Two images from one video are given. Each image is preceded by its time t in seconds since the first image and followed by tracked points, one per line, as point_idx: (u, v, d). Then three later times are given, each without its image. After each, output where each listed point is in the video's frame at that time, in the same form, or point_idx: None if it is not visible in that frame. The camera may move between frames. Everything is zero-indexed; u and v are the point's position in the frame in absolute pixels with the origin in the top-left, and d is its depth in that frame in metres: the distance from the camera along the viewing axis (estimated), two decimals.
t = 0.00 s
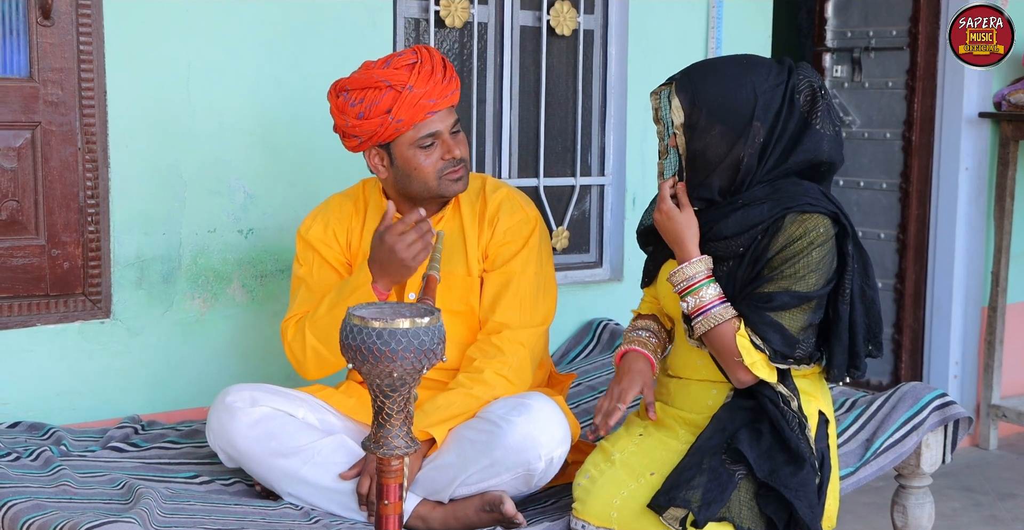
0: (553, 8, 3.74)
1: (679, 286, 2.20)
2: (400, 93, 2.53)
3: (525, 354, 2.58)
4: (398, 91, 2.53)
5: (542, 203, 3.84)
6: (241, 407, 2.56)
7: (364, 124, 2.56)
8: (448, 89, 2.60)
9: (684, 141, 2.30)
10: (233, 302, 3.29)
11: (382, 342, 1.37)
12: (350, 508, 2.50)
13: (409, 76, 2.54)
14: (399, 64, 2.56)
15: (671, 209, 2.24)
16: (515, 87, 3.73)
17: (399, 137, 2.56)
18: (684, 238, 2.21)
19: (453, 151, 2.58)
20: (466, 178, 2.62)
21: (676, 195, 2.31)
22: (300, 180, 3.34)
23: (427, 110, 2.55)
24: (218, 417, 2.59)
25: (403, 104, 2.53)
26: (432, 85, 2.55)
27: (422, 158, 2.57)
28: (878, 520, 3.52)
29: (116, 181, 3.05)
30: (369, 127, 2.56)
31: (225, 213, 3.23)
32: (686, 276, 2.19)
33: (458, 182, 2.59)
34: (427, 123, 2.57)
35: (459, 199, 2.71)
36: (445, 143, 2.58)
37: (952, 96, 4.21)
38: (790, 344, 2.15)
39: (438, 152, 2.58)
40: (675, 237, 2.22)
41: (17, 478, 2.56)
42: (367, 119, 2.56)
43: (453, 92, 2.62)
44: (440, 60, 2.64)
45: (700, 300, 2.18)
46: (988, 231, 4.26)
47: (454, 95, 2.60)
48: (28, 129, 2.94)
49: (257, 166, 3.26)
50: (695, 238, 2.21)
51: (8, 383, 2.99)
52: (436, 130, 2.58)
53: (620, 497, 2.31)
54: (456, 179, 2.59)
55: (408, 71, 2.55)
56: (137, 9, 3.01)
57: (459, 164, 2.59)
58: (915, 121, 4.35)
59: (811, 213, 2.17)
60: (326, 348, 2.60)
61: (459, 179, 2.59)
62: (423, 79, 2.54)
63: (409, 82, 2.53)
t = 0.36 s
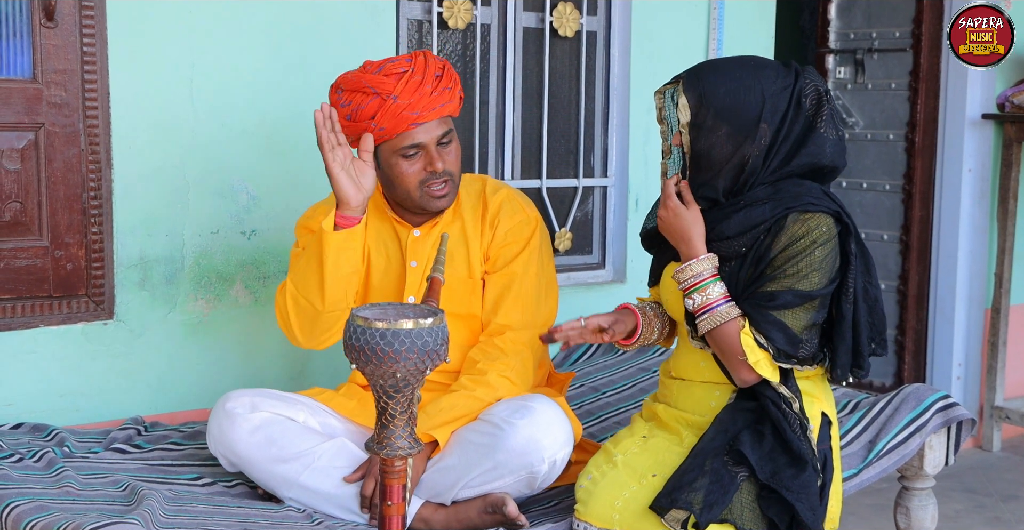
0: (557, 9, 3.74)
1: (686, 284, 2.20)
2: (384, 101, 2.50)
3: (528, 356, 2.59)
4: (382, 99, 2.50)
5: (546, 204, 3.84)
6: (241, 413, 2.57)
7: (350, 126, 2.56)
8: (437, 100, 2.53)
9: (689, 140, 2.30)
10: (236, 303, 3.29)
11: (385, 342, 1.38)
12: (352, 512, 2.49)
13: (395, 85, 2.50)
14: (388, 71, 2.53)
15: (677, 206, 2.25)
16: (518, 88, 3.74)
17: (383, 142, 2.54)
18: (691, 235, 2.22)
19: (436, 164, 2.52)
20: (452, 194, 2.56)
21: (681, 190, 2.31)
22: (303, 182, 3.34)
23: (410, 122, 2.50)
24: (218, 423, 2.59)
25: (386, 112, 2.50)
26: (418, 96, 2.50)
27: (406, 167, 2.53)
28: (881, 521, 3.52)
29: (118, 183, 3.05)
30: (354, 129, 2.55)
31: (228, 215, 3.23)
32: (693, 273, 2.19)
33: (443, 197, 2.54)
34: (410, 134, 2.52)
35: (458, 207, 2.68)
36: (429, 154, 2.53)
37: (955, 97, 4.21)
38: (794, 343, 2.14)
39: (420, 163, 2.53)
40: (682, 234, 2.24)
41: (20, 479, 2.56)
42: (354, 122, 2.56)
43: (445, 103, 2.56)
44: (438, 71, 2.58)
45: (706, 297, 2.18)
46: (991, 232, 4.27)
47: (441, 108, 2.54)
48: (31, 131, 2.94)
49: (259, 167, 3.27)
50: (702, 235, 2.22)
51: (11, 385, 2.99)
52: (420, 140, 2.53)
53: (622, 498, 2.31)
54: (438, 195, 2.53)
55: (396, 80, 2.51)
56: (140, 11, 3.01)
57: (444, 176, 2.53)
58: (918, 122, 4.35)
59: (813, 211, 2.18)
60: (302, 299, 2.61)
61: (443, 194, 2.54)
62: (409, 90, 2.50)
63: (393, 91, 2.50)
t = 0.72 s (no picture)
0: (559, 9, 3.74)
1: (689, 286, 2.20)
2: (382, 104, 2.50)
3: (530, 359, 2.58)
4: (379, 102, 2.51)
5: (548, 205, 3.84)
6: (245, 412, 2.56)
7: (349, 126, 2.58)
8: (436, 107, 2.51)
9: (688, 139, 2.29)
10: (239, 304, 3.29)
11: (389, 343, 1.38)
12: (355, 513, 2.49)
13: (393, 89, 2.50)
14: (389, 74, 2.53)
15: (677, 207, 2.24)
16: (521, 89, 3.74)
17: (379, 145, 2.54)
18: (694, 236, 2.22)
19: (431, 170, 2.51)
20: (449, 196, 2.54)
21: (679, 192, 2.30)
22: (305, 182, 3.34)
23: (406, 127, 2.50)
24: (221, 424, 2.59)
25: (382, 115, 2.50)
26: (416, 102, 2.49)
27: (401, 171, 2.53)
28: (884, 522, 3.52)
29: (121, 184, 3.05)
30: (353, 131, 2.57)
31: (231, 216, 3.24)
32: (696, 273, 2.19)
33: (436, 201, 2.53)
34: (406, 139, 2.51)
35: (460, 208, 2.69)
36: (424, 159, 2.52)
37: (957, 98, 4.21)
38: (795, 342, 2.14)
39: (416, 168, 2.52)
40: (685, 235, 2.23)
41: (23, 480, 2.56)
42: (353, 123, 2.57)
43: (445, 111, 2.53)
44: (439, 78, 2.56)
45: (710, 297, 2.18)
46: (994, 232, 4.26)
47: (439, 115, 2.51)
48: (34, 132, 2.94)
49: (262, 168, 3.27)
50: (703, 235, 2.22)
51: (15, 385, 2.99)
52: (416, 146, 2.51)
53: (625, 499, 2.31)
54: (433, 199, 2.52)
55: (394, 84, 2.51)
56: (143, 12, 3.02)
57: (440, 183, 2.52)
58: (921, 123, 4.35)
59: (812, 209, 2.18)
60: (331, 350, 2.55)
61: (437, 197, 2.52)
62: (407, 94, 2.49)
63: (391, 95, 2.50)
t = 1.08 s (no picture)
0: (560, 10, 3.74)
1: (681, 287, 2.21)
2: (386, 106, 2.50)
3: (531, 363, 2.58)
4: (383, 104, 2.50)
5: (550, 205, 3.85)
6: (246, 414, 2.56)
7: (352, 128, 2.58)
8: (441, 109, 2.51)
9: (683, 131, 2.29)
10: (241, 304, 3.29)
11: (394, 344, 1.37)
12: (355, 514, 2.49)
13: (397, 91, 2.50)
14: (392, 76, 2.53)
15: (688, 199, 2.23)
16: (523, 89, 3.74)
17: (383, 148, 2.54)
18: (701, 228, 2.21)
19: (435, 172, 2.51)
20: (452, 199, 2.55)
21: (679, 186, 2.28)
22: (307, 182, 3.34)
23: (410, 129, 2.49)
24: (222, 424, 2.58)
25: (386, 117, 2.50)
26: (421, 103, 2.49)
27: (405, 173, 2.53)
28: (885, 523, 3.52)
29: (123, 184, 3.06)
30: (356, 133, 2.56)
31: (232, 216, 3.23)
32: (704, 264, 2.18)
33: (440, 202, 2.54)
34: (410, 141, 2.51)
35: (461, 210, 2.69)
36: (428, 161, 2.52)
37: (958, 99, 4.21)
38: (802, 334, 2.15)
39: (420, 170, 2.52)
40: (692, 227, 2.21)
41: (25, 480, 2.56)
42: (355, 124, 2.57)
43: (450, 112, 2.54)
44: (443, 79, 2.56)
45: (717, 288, 2.17)
46: (995, 233, 4.26)
47: (444, 117, 2.51)
48: (36, 132, 2.95)
49: (264, 168, 3.27)
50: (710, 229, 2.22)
51: (17, 386, 2.99)
52: (420, 148, 2.51)
53: (626, 499, 2.31)
54: (437, 199, 2.53)
55: (399, 86, 2.51)
56: (145, 12, 3.02)
57: (444, 185, 2.52)
58: (922, 123, 4.35)
59: (816, 202, 2.19)
60: (327, 352, 2.56)
61: (442, 199, 2.53)
62: (411, 96, 2.49)
63: (395, 97, 2.50)
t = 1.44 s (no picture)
0: (560, 10, 3.74)
1: (677, 327, 2.22)
2: (382, 111, 2.50)
3: (530, 366, 2.59)
4: (379, 110, 2.50)
5: (551, 205, 3.85)
6: (246, 416, 2.55)
7: (349, 134, 2.58)
8: (437, 113, 2.51)
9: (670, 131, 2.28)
10: (242, 304, 3.29)
11: (406, 346, 1.38)
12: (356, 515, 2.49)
13: (393, 96, 2.50)
14: (388, 81, 2.53)
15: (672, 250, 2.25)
16: (523, 89, 3.74)
17: (380, 154, 2.54)
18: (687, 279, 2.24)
19: (432, 178, 2.51)
20: (449, 204, 2.54)
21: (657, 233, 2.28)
22: (307, 183, 3.34)
23: (407, 134, 2.49)
24: (222, 426, 2.58)
25: (382, 123, 2.49)
26: (417, 108, 2.49)
27: (401, 179, 2.53)
28: (885, 523, 3.52)
29: (124, 183, 3.05)
30: (352, 140, 2.56)
31: (232, 216, 3.23)
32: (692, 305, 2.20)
33: (437, 207, 2.53)
34: (407, 146, 2.50)
35: (457, 213, 2.67)
36: (424, 167, 2.51)
37: (959, 99, 4.21)
38: (812, 342, 2.12)
39: (417, 175, 2.52)
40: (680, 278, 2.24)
41: (26, 480, 2.56)
42: (351, 130, 2.57)
43: (445, 117, 2.53)
44: (439, 84, 2.56)
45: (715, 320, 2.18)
46: (995, 233, 4.26)
47: (440, 122, 2.51)
48: (36, 132, 2.95)
49: (264, 169, 3.26)
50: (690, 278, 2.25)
51: (17, 386, 2.99)
52: (416, 153, 2.51)
53: (627, 499, 2.31)
54: (434, 205, 2.52)
55: (394, 92, 2.50)
56: (145, 12, 3.02)
57: (440, 190, 2.52)
58: (923, 123, 4.35)
59: (806, 208, 2.18)
60: (325, 353, 2.56)
61: (438, 204, 2.52)
62: (407, 102, 2.49)
63: (391, 103, 2.49)
